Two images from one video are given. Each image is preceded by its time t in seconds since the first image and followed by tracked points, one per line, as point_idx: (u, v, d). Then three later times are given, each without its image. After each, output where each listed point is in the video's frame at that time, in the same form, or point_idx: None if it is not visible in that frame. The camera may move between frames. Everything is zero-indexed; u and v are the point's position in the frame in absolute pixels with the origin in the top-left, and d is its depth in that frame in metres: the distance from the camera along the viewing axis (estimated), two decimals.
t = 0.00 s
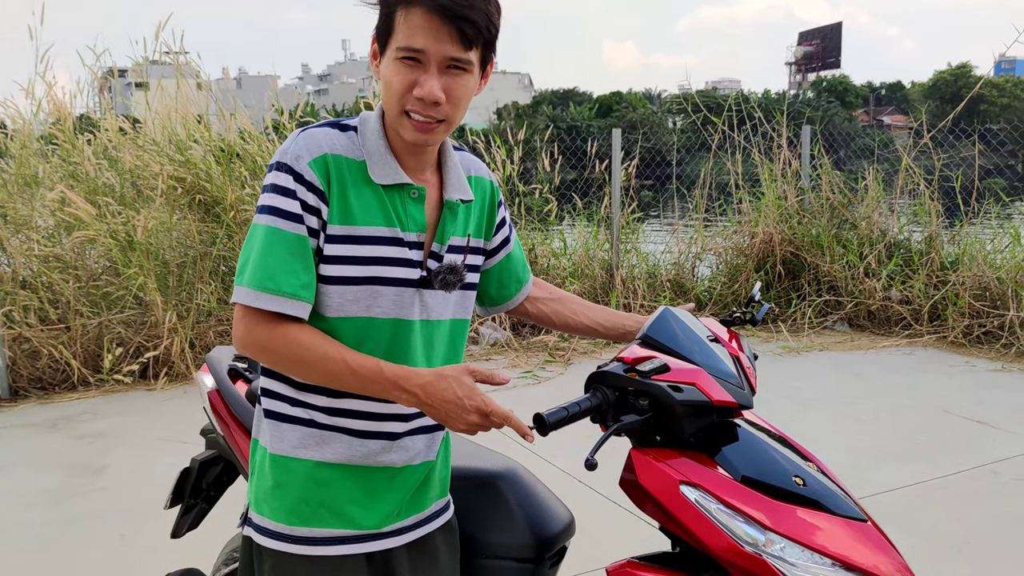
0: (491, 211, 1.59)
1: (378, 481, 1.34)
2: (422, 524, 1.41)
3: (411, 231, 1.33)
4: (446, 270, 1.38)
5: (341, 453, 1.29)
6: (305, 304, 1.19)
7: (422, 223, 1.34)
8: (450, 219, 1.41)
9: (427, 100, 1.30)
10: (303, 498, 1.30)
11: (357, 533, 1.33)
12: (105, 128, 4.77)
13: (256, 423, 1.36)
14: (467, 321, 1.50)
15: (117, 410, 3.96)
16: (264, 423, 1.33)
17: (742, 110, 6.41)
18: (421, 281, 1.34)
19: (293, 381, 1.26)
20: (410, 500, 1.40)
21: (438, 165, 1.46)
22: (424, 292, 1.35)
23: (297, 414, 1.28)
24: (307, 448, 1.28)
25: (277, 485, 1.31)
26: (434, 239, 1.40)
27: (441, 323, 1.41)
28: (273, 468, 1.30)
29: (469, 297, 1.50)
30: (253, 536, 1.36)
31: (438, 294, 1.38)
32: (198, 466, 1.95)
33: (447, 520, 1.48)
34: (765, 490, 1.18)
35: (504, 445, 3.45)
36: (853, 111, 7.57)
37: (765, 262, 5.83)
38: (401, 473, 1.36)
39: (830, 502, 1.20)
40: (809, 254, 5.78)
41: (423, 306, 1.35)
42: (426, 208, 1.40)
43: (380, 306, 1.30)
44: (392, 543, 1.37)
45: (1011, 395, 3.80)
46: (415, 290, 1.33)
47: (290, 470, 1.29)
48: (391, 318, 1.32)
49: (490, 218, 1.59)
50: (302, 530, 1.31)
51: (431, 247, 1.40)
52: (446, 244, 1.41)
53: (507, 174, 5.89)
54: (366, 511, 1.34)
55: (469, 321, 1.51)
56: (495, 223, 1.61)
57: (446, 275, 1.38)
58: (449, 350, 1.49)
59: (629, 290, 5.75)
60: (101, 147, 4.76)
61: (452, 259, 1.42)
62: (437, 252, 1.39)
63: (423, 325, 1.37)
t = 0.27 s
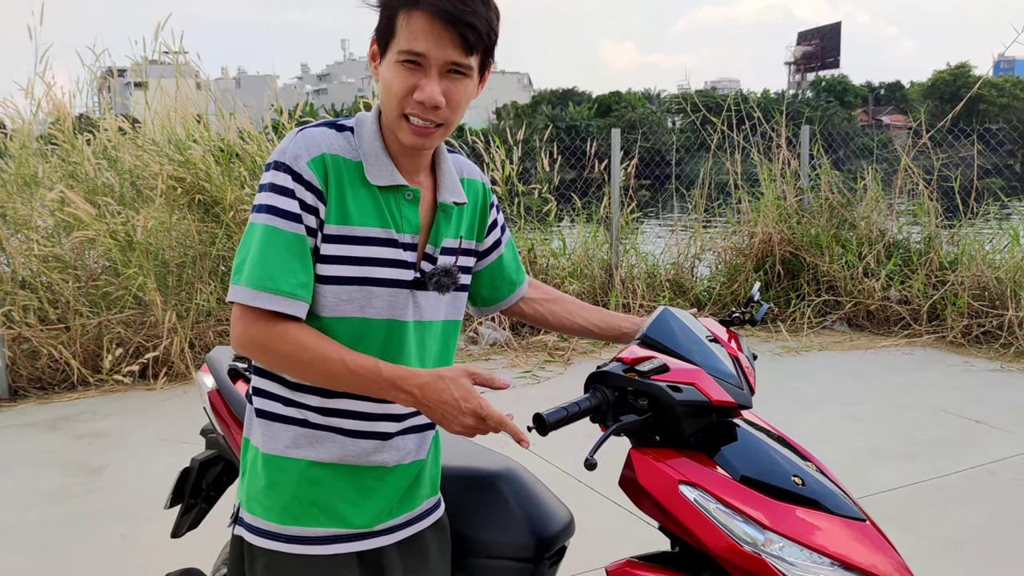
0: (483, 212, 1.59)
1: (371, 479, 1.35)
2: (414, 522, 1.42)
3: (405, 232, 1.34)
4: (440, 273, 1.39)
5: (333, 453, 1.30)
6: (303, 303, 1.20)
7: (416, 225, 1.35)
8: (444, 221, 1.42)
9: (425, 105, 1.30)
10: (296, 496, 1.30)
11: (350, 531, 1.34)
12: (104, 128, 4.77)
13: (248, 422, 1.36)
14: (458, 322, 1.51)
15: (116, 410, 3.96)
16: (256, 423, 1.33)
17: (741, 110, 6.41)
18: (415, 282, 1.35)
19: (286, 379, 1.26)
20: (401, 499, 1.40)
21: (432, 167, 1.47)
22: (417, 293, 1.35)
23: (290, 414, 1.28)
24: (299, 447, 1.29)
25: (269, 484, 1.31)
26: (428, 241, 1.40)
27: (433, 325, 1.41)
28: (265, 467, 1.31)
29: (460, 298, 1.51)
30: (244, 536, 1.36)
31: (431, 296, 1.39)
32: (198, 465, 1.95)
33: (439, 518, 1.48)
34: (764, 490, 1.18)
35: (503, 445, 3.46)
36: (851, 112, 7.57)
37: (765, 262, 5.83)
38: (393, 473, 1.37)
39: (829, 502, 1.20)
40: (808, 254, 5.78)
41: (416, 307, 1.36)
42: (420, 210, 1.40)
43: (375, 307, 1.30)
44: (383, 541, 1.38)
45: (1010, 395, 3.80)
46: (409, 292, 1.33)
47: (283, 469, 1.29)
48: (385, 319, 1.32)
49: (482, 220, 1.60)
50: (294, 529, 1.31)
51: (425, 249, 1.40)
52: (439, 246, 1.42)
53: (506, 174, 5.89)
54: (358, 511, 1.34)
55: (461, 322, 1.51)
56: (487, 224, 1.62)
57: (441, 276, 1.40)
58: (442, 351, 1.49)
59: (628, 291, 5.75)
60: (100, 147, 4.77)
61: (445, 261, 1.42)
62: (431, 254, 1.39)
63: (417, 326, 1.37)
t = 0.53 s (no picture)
0: (473, 210, 1.59)
1: (365, 478, 1.35)
2: (408, 520, 1.42)
3: (398, 234, 1.34)
4: (434, 275, 1.40)
5: (328, 453, 1.30)
6: (304, 306, 1.20)
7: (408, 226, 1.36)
8: (435, 223, 1.43)
9: (421, 109, 1.30)
10: (292, 498, 1.30)
11: (346, 531, 1.34)
12: (104, 128, 4.77)
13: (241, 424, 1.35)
14: (449, 322, 1.51)
15: (116, 410, 3.96)
16: (249, 425, 1.32)
17: (741, 110, 6.41)
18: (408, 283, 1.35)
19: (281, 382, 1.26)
20: (394, 496, 1.41)
21: (421, 170, 1.47)
22: (410, 294, 1.36)
23: (284, 416, 1.28)
24: (294, 449, 1.28)
25: (264, 486, 1.31)
26: (419, 242, 1.41)
27: (425, 326, 1.42)
28: (259, 469, 1.30)
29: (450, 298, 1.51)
30: (239, 539, 1.36)
31: (423, 297, 1.39)
32: (199, 465, 1.94)
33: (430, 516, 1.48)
34: (766, 490, 1.18)
35: (503, 445, 3.46)
36: (851, 112, 7.57)
37: (764, 262, 5.83)
38: (387, 472, 1.37)
39: (830, 503, 1.20)
40: (808, 254, 5.78)
41: (409, 309, 1.36)
42: (411, 211, 1.41)
43: (370, 309, 1.31)
44: (378, 539, 1.38)
45: (1010, 395, 3.80)
46: (402, 293, 1.34)
47: (277, 471, 1.29)
48: (379, 320, 1.33)
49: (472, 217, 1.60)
50: (290, 530, 1.31)
51: (417, 251, 1.41)
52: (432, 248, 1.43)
53: (506, 174, 5.89)
54: (354, 511, 1.34)
55: (451, 322, 1.52)
56: (477, 222, 1.61)
57: (435, 279, 1.41)
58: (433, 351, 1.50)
59: (628, 291, 5.74)
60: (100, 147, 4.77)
61: (437, 262, 1.43)
62: (423, 255, 1.40)
63: (410, 326, 1.38)
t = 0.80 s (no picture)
0: (455, 200, 1.59)
1: (364, 480, 1.35)
2: (407, 520, 1.43)
3: (388, 229, 1.35)
4: (428, 267, 1.41)
5: (328, 456, 1.30)
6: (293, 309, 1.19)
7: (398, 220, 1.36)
8: (423, 216, 1.43)
9: (413, 99, 1.30)
10: (293, 503, 1.29)
11: (348, 534, 1.34)
12: (105, 128, 4.77)
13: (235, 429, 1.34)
14: (437, 316, 1.51)
15: (118, 410, 3.96)
16: (246, 430, 1.31)
17: (742, 110, 6.41)
18: (401, 278, 1.36)
19: (277, 388, 1.24)
20: (393, 498, 1.41)
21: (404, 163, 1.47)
22: (403, 289, 1.36)
23: (283, 420, 1.27)
24: (293, 453, 1.28)
25: (264, 492, 1.29)
26: (408, 236, 1.42)
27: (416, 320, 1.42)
28: (258, 475, 1.29)
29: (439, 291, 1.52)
30: (237, 547, 1.34)
31: (416, 291, 1.40)
32: (202, 466, 1.92)
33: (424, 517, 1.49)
34: (770, 490, 1.18)
35: (504, 445, 3.46)
36: (852, 112, 7.57)
37: (766, 262, 5.83)
38: (386, 472, 1.38)
39: (834, 503, 1.20)
40: (810, 254, 5.78)
41: (402, 305, 1.37)
42: (399, 205, 1.41)
43: (364, 307, 1.31)
44: (377, 542, 1.37)
45: (1012, 395, 3.80)
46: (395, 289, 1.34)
47: (277, 475, 1.28)
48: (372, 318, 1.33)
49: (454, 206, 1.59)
50: (292, 536, 1.31)
51: (406, 244, 1.42)
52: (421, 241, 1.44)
53: (507, 174, 5.90)
54: (355, 513, 1.34)
55: (439, 316, 1.52)
56: (460, 213, 1.61)
57: (428, 271, 1.42)
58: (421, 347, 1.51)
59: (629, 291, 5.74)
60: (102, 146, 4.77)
61: (427, 254, 1.45)
62: (413, 248, 1.42)
63: (402, 321, 1.38)
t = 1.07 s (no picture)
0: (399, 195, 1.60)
1: (362, 486, 1.35)
2: (403, 520, 1.44)
3: (349, 224, 1.35)
4: (394, 251, 1.42)
5: (324, 465, 1.29)
6: (234, 325, 1.17)
7: (358, 213, 1.36)
8: (383, 202, 1.45)
9: (401, 113, 1.30)
10: (293, 516, 1.28)
11: (348, 541, 1.34)
12: (107, 128, 4.77)
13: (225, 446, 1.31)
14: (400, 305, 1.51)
15: (120, 410, 3.97)
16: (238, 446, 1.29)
17: (744, 110, 6.40)
18: (371, 270, 1.37)
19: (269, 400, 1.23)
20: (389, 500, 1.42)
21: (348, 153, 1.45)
22: (372, 280, 1.37)
23: (279, 433, 1.26)
24: (289, 465, 1.27)
25: (261, 506, 1.27)
26: (372, 226, 1.43)
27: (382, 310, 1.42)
28: (255, 490, 1.27)
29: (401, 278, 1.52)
30: (231, 565, 1.31)
31: (384, 279, 1.40)
32: (203, 466, 1.87)
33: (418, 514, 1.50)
34: (771, 490, 1.18)
35: (505, 445, 3.47)
36: (854, 112, 7.57)
37: (767, 262, 5.82)
38: (379, 476, 1.38)
39: (836, 503, 1.20)
40: (811, 255, 5.78)
41: (376, 295, 1.39)
42: (359, 198, 1.42)
43: (341, 305, 1.31)
44: (379, 545, 1.38)
45: (1014, 396, 3.80)
46: (363, 280, 1.34)
47: (275, 489, 1.27)
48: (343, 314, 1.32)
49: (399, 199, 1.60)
50: (292, 549, 1.29)
51: (371, 234, 1.42)
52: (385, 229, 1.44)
53: (509, 174, 5.90)
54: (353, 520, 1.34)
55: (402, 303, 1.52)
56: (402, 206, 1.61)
57: (395, 254, 1.42)
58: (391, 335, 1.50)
59: (631, 291, 5.73)
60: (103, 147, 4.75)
61: (393, 241, 1.46)
62: (378, 238, 1.41)
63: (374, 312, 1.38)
